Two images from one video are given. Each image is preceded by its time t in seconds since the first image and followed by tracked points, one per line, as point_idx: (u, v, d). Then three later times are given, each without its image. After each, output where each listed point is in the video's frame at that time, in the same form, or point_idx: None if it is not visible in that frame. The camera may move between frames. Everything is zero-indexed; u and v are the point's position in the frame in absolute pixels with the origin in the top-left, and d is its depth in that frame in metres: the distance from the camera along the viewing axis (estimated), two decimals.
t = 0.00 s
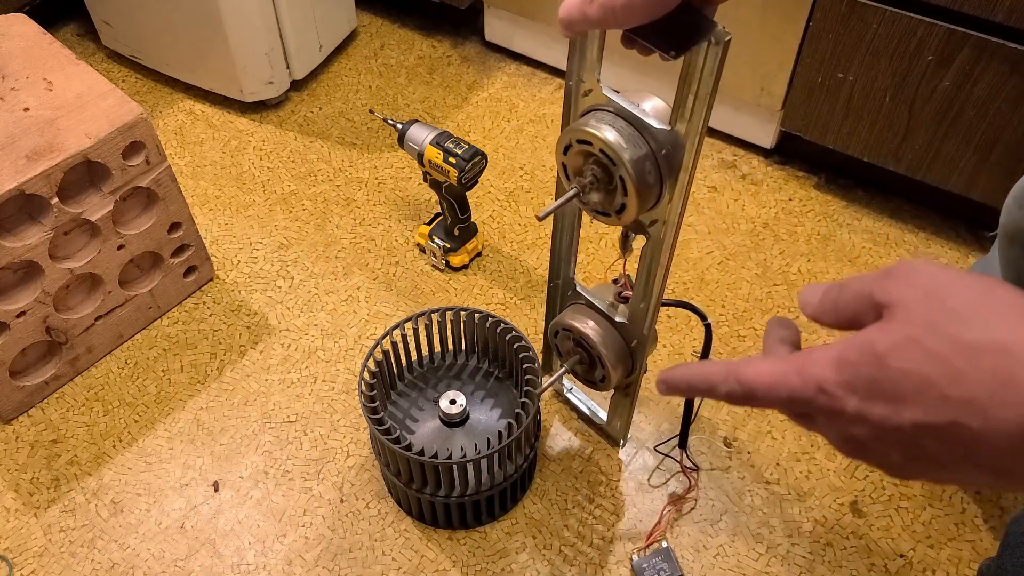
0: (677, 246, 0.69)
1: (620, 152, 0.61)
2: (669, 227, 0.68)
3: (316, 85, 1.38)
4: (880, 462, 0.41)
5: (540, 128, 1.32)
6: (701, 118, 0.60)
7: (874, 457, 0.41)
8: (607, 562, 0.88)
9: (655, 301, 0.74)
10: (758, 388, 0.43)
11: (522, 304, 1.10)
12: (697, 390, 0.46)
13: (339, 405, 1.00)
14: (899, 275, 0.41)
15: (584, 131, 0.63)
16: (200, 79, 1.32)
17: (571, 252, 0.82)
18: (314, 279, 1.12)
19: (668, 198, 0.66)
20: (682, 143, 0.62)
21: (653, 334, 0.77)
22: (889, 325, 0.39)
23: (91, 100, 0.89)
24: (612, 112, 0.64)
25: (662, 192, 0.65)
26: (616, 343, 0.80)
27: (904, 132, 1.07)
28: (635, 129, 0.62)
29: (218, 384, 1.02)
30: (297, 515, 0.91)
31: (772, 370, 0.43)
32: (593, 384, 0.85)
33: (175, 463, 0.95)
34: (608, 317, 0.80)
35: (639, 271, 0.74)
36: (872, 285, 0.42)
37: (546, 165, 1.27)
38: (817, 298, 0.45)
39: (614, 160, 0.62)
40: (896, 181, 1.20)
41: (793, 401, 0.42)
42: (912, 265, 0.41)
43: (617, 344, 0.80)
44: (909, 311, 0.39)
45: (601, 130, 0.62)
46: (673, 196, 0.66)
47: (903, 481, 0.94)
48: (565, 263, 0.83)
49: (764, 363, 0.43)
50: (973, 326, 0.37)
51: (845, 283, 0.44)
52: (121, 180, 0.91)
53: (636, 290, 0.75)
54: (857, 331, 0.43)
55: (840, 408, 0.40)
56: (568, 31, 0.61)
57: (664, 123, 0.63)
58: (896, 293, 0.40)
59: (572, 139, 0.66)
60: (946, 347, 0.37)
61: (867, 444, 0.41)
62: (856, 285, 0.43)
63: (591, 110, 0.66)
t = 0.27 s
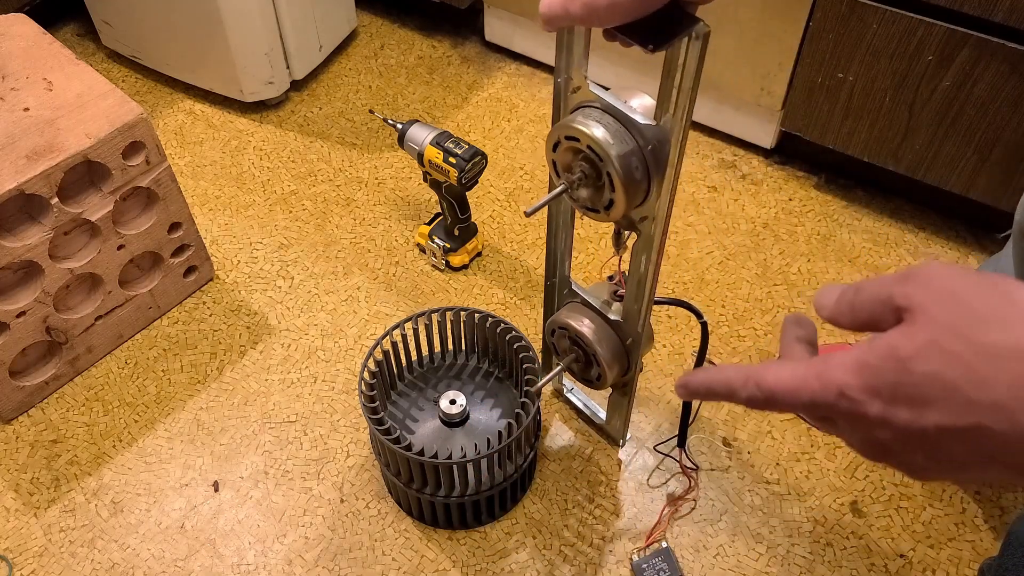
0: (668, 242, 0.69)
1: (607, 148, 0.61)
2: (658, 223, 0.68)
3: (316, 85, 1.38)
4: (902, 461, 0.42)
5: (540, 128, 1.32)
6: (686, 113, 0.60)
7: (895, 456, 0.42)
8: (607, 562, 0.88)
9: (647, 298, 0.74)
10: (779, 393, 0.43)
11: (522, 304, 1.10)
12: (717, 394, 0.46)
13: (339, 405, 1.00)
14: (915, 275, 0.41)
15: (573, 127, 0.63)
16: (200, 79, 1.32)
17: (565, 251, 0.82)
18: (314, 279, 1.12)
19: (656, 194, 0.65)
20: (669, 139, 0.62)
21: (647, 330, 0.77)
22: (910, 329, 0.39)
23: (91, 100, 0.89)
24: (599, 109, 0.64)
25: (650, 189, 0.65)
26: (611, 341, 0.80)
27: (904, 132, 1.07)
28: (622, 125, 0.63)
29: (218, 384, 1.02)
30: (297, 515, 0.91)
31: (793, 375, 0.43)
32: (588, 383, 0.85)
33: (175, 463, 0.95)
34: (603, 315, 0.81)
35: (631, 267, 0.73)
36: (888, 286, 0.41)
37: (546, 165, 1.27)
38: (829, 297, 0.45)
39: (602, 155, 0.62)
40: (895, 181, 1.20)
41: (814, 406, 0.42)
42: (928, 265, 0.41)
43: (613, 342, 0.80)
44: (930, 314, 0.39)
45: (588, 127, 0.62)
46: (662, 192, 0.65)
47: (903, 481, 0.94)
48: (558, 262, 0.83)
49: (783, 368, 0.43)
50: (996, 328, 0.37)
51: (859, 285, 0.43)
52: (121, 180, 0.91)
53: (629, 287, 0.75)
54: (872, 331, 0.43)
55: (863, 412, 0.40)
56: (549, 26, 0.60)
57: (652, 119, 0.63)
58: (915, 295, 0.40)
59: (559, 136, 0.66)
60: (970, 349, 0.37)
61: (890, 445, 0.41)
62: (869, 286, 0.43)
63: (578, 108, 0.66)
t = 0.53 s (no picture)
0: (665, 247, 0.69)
1: (601, 156, 0.61)
2: (655, 228, 0.68)
3: (316, 85, 1.38)
4: (931, 467, 0.42)
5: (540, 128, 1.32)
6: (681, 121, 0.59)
7: (923, 462, 0.42)
8: (607, 562, 0.88)
9: (645, 302, 0.74)
10: (802, 396, 0.43)
11: (522, 304, 1.10)
12: (742, 399, 0.47)
13: (339, 405, 1.00)
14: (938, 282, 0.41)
15: (567, 136, 0.63)
16: (200, 79, 1.32)
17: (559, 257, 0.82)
18: (314, 279, 1.12)
19: (652, 199, 0.65)
20: (663, 145, 0.62)
21: (645, 334, 0.77)
22: (935, 334, 0.39)
23: (91, 100, 0.89)
24: (591, 117, 0.64)
25: (646, 195, 0.65)
26: (609, 345, 0.80)
27: (904, 132, 1.07)
28: (616, 133, 0.62)
29: (218, 384, 1.02)
30: (297, 515, 0.91)
31: (816, 380, 0.43)
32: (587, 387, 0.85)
33: (175, 462, 0.95)
34: (599, 320, 0.81)
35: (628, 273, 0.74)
36: (911, 293, 0.42)
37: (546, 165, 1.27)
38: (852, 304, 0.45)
39: (597, 164, 0.62)
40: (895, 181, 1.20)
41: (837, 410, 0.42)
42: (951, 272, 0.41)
43: (611, 345, 0.80)
44: (953, 318, 0.39)
45: (582, 136, 0.62)
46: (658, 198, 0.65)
47: (903, 481, 0.94)
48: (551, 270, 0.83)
49: (807, 373, 0.44)
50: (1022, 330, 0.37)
51: (881, 291, 0.44)
52: (121, 180, 0.91)
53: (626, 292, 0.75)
54: (896, 336, 0.44)
55: (888, 417, 0.40)
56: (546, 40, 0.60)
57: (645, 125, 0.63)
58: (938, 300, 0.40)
59: (552, 145, 0.66)
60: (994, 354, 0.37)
61: (916, 450, 0.41)
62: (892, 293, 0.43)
63: (570, 116, 0.66)
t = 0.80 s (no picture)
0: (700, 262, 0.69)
1: (648, 175, 0.60)
2: (694, 245, 0.67)
3: (316, 85, 1.38)
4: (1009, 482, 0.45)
5: (540, 128, 1.32)
6: (738, 144, 0.59)
7: (1002, 477, 0.45)
8: (607, 562, 0.88)
9: (672, 314, 0.75)
10: (874, 417, 0.47)
11: (522, 304, 1.10)
12: (815, 413, 0.51)
13: (339, 405, 1.00)
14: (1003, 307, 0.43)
15: (610, 152, 0.61)
16: (200, 80, 1.32)
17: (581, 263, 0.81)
18: (314, 279, 1.12)
19: (693, 218, 0.65)
20: (711, 164, 0.61)
21: (666, 343, 0.78)
22: (1006, 359, 0.42)
23: (91, 100, 0.89)
24: (634, 133, 0.62)
25: (688, 212, 0.64)
26: (625, 352, 0.80)
27: (904, 132, 1.07)
28: (662, 151, 0.61)
29: (218, 384, 1.02)
30: (297, 515, 0.91)
31: (886, 402, 0.47)
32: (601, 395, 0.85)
33: (175, 462, 0.95)
34: (614, 327, 0.80)
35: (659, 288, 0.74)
36: (977, 317, 0.44)
37: (546, 165, 1.27)
38: (919, 322, 0.48)
39: (644, 183, 0.60)
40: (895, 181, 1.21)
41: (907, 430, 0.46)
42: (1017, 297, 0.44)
43: (627, 353, 0.80)
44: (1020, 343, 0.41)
45: (627, 152, 0.60)
46: (698, 214, 0.65)
47: (903, 482, 0.94)
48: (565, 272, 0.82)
49: (879, 395, 0.48)
50: None
51: (946, 311, 0.46)
52: (121, 180, 0.90)
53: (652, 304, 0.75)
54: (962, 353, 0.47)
55: (964, 439, 0.44)
56: (608, 64, 0.58)
57: (691, 144, 0.62)
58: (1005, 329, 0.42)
59: (592, 162, 0.63)
60: None
61: (993, 467, 0.44)
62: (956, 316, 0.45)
63: (611, 130, 0.64)
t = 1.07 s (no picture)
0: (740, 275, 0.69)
1: (703, 185, 0.59)
2: (738, 258, 0.67)
3: (316, 85, 1.38)
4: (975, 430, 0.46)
5: (540, 128, 1.32)
6: (800, 166, 0.59)
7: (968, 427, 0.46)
8: (607, 562, 0.88)
9: (702, 324, 0.74)
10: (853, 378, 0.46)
11: (523, 304, 1.10)
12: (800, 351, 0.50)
13: (339, 405, 1.00)
14: (995, 306, 0.39)
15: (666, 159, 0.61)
16: (201, 80, 1.32)
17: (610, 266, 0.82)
18: (314, 279, 1.12)
19: (741, 234, 0.65)
20: (767, 182, 0.61)
21: (688, 353, 0.78)
22: (988, 377, 0.40)
23: (91, 100, 0.89)
24: (692, 141, 0.61)
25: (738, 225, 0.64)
26: (644, 353, 0.80)
27: (905, 132, 1.07)
28: (719, 162, 0.60)
29: (218, 384, 1.02)
30: (297, 515, 0.91)
31: (867, 370, 0.46)
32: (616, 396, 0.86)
33: (175, 462, 0.95)
34: (635, 328, 0.80)
35: (692, 298, 0.73)
36: (967, 314, 0.39)
37: (546, 165, 1.27)
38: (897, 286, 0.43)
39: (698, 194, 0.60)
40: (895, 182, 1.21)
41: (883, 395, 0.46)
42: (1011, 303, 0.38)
43: (644, 354, 0.80)
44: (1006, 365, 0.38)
45: (681, 160, 0.60)
46: (747, 229, 0.65)
47: (903, 482, 0.94)
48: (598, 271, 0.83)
49: (865, 354, 0.46)
50: None
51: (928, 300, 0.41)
52: (121, 180, 0.91)
53: (683, 313, 0.75)
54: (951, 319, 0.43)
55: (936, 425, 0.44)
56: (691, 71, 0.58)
57: (751, 160, 0.61)
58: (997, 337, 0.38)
59: (646, 166, 0.63)
60: None
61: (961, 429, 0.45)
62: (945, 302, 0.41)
63: (668, 137, 0.63)
